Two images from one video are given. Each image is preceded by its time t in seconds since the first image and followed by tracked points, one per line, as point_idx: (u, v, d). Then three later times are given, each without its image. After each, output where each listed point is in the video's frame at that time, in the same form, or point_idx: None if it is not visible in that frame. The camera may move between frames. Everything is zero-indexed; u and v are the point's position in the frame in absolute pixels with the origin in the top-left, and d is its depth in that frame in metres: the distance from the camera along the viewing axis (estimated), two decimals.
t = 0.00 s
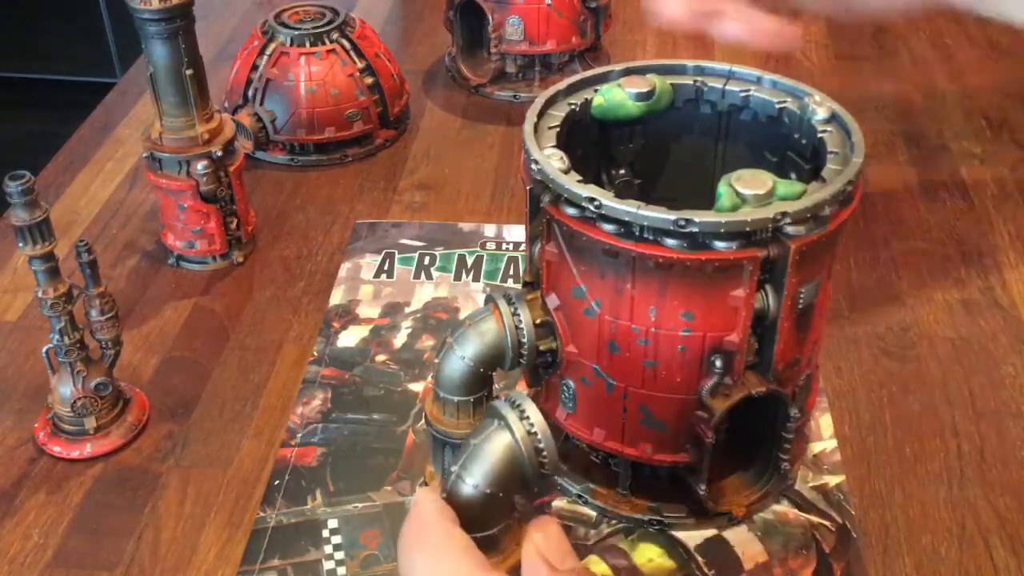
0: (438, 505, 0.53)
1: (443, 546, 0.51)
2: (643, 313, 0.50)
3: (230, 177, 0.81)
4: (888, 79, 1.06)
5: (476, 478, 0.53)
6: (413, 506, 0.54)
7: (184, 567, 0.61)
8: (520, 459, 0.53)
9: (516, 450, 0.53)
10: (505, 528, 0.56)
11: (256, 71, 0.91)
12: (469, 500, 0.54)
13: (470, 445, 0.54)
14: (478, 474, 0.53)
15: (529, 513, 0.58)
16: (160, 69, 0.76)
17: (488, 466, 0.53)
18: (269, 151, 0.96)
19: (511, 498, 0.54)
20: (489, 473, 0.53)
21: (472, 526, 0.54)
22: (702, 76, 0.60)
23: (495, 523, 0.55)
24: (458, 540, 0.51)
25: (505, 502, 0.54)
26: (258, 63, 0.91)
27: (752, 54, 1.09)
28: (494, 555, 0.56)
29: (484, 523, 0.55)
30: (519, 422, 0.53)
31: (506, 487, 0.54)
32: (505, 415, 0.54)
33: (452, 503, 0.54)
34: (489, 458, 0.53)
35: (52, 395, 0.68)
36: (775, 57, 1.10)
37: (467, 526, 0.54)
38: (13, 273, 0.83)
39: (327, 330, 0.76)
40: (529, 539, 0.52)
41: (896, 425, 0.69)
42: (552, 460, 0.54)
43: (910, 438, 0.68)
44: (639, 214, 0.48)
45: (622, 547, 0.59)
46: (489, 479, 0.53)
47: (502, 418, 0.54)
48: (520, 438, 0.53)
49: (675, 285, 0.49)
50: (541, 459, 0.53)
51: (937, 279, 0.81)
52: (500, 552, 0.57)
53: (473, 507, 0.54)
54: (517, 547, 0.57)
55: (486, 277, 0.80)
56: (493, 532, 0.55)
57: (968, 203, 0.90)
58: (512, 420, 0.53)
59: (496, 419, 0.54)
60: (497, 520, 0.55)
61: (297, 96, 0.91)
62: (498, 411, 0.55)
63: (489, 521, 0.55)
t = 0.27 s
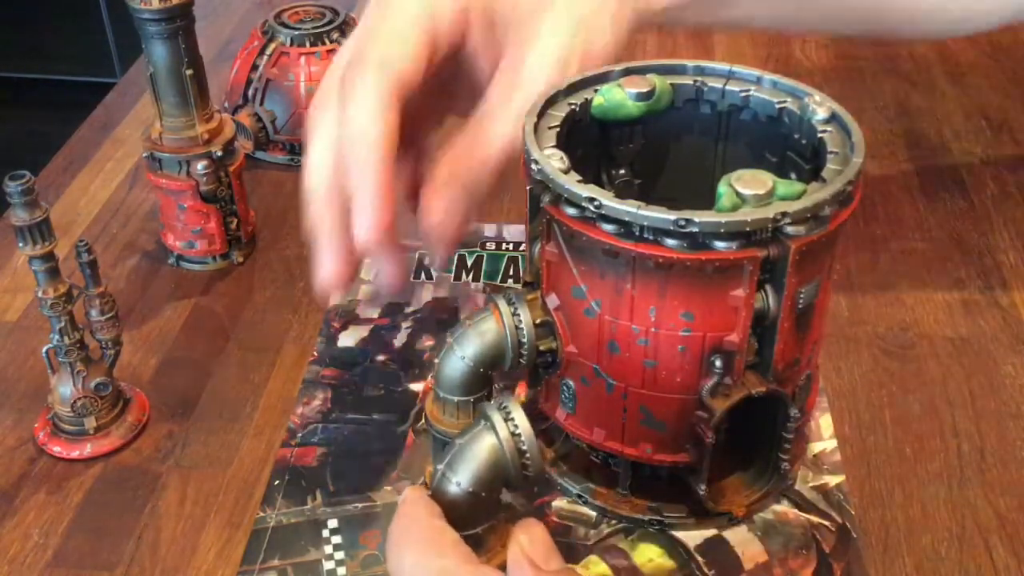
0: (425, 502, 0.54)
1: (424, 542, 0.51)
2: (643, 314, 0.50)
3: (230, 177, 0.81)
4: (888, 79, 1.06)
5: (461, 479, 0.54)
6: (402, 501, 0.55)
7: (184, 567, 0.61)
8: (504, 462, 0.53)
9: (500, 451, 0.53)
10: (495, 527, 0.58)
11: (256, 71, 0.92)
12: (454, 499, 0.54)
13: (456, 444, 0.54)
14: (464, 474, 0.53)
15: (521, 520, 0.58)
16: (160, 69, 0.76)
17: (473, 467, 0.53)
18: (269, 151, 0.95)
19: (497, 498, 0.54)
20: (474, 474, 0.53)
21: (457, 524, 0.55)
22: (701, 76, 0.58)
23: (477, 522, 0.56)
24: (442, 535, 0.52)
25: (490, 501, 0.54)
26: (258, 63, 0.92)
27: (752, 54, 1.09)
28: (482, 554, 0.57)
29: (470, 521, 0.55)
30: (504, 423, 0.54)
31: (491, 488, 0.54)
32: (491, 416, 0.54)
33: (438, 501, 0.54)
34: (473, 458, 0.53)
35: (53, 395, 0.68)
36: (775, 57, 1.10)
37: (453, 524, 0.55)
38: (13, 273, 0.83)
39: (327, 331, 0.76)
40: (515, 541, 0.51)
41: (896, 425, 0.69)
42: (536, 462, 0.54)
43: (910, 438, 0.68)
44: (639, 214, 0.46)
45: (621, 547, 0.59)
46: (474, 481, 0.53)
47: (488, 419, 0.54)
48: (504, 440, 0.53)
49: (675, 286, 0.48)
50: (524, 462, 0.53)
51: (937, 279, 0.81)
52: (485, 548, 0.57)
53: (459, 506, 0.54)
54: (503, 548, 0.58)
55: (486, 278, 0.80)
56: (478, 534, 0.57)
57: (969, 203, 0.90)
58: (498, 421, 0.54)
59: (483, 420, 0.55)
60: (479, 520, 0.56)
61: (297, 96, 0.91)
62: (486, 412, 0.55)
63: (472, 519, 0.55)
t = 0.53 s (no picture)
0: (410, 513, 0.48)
1: (412, 556, 0.46)
2: (686, 336, 0.45)
3: (230, 177, 0.82)
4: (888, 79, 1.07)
5: (448, 488, 0.46)
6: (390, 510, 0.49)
7: (184, 567, 0.61)
8: (492, 474, 0.45)
9: (487, 461, 0.45)
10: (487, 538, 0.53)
11: (256, 71, 0.92)
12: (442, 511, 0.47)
13: (441, 450, 0.46)
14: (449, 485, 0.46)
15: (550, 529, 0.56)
16: (160, 69, 0.76)
17: (460, 476, 0.45)
18: (269, 151, 0.94)
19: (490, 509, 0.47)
20: (461, 483, 0.45)
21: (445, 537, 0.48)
22: (703, 87, 0.52)
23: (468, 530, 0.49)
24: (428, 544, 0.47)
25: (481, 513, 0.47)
26: (258, 63, 0.92)
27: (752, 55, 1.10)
28: (471, 562, 0.53)
29: (459, 531, 0.48)
30: (490, 429, 0.45)
31: (480, 498, 0.46)
32: (474, 422, 0.45)
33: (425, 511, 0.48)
34: (457, 467, 0.45)
35: (52, 395, 0.69)
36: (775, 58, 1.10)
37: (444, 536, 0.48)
38: (14, 273, 0.83)
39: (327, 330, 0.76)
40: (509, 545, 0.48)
41: (896, 426, 0.69)
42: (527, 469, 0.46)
43: (910, 438, 0.68)
44: (683, 237, 0.41)
45: (622, 548, 0.55)
46: (462, 491, 0.45)
47: (472, 425, 0.46)
48: (491, 447, 0.45)
49: (722, 303, 0.44)
50: (512, 468, 0.45)
51: (937, 279, 0.82)
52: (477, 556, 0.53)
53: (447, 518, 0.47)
54: (494, 556, 0.53)
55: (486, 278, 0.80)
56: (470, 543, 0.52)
57: (969, 203, 0.90)
58: (482, 427, 0.45)
59: (468, 427, 0.46)
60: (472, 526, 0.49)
61: (297, 96, 0.91)
62: (472, 419, 0.46)
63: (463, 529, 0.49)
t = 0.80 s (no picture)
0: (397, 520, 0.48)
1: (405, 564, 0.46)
2: (647, 359, 0.39)
3: (230, 177, 0.81)
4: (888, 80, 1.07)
5: (434, 495, 0.45)
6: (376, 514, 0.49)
7: (184, 568, 0.61)
8: (475, 479, 0.44)
9: (469, 467, 0.44)
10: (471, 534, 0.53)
11: (256, 71, 0.92)
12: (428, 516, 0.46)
13: (422, 460, 0.45)
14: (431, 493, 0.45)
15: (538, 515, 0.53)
16: (160, 69, 0.76)
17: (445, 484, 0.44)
18: (269, 151, 0.95)
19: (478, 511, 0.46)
20: (446, 490, 0.44)
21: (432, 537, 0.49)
22: (693, 100, 0.45)
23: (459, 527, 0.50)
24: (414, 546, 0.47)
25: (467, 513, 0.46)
26: (258, 63, 0.92)
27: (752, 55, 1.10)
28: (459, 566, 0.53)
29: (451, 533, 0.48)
30: (472, 437, 0.44)
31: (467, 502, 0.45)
32: (456, 429, 0.44)
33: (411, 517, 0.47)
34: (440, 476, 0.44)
35: (53, 395, 0.69)
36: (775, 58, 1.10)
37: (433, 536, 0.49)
38: (14, 273, 0.83)
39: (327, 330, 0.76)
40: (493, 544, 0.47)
41: (896, 426, 0.69)
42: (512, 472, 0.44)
43: (910, 438, 0.68)
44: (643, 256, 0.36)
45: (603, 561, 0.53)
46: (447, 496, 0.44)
47: (454, 432, 0.44)
48: (473, 454, 0.43)
49: (687, 327, 0.37)
50: (495, 472, 0.43)
51: (937, 279, 0.81)
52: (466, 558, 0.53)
53: (434, 521, 0.47)
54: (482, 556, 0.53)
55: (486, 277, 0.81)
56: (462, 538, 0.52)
57: (968, 204, 0.90)
58: (463, 434, 0.44)
59: (448, 434, 0.45)
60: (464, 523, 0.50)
61: (297, 96, 0.91)
62: (452, 425, 0.45)
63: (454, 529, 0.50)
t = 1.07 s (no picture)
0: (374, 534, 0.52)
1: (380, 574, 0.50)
2: (644, 368, 0.46)
3: (230, 178, 0.81)
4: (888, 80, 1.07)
5: (415, 504, 0.52)
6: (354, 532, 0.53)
7: (184, 568, 0.61)
8: (456, 486, 0.52)
9: (450, 473, 0.52)
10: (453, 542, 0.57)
11: (256, 71, 0.91)
12: (409, 530, 0.53)
13: (405, 471, 0.53)
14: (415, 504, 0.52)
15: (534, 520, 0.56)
16: (160, 69, 0.76)
17: (427, 492, 0.52)
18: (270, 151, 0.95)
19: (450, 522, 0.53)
20: (427, 499, 0.52)
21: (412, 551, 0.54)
22: (680, 108, 0.54)
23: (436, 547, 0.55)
24: (391, 556, 0.51)
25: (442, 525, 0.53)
26: (258, 63, 0.91)
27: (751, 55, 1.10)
28: None
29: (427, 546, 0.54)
30: (453, 446, 0.52)
31: (447, 513, 0.53)
32: (438, 441, 0.52)
33: (396, 534, 0.53)
34: (423, 485, 0.52)
35: (53, 395, 0.68)
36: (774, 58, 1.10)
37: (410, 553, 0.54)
38: (14, 273, 0.83)
39: (326, 330, 0.76)
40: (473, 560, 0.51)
41: (895, 425, 0.69)
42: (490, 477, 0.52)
43: (910, 438, 0.68)
44: (640, 267, 0.42)
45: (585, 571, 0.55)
46: (427, 505, 0.52)
47: (437, 444, 0.52)
48: (454, 462, 0.52)
49: (682, 338, 0.44)
50: (477, 480, 0.52)
51: (937, 279, 0.81)
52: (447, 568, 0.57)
53: (414, 536, 0.53)
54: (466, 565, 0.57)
55: (486, 277, 0.81)
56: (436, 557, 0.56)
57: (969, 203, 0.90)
58: (446, 444, 0.52)
59: (430, 445, 0.53)
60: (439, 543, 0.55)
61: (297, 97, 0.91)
62: (433, 434, 0.53)
63: (431, 545, 0.55)
